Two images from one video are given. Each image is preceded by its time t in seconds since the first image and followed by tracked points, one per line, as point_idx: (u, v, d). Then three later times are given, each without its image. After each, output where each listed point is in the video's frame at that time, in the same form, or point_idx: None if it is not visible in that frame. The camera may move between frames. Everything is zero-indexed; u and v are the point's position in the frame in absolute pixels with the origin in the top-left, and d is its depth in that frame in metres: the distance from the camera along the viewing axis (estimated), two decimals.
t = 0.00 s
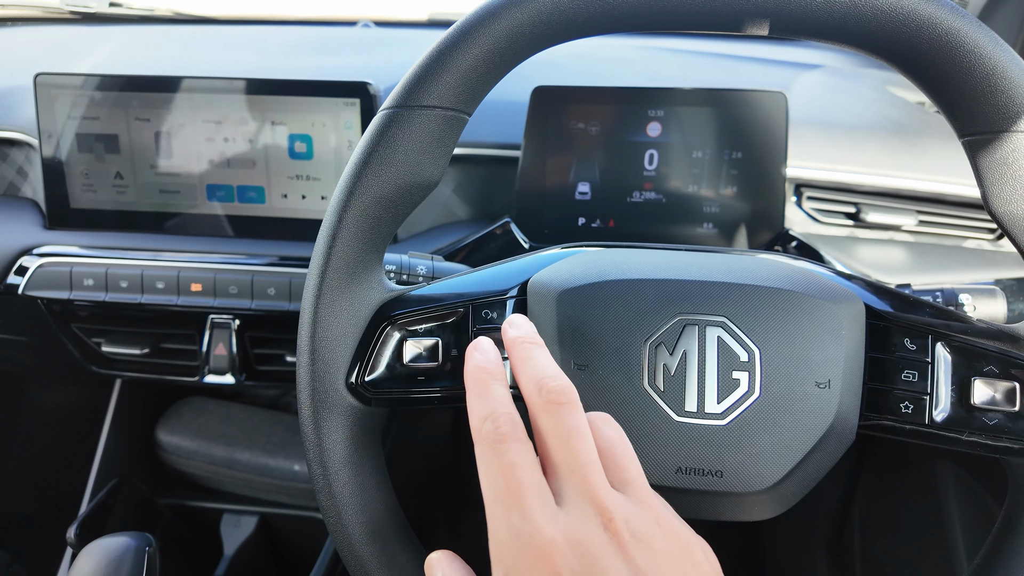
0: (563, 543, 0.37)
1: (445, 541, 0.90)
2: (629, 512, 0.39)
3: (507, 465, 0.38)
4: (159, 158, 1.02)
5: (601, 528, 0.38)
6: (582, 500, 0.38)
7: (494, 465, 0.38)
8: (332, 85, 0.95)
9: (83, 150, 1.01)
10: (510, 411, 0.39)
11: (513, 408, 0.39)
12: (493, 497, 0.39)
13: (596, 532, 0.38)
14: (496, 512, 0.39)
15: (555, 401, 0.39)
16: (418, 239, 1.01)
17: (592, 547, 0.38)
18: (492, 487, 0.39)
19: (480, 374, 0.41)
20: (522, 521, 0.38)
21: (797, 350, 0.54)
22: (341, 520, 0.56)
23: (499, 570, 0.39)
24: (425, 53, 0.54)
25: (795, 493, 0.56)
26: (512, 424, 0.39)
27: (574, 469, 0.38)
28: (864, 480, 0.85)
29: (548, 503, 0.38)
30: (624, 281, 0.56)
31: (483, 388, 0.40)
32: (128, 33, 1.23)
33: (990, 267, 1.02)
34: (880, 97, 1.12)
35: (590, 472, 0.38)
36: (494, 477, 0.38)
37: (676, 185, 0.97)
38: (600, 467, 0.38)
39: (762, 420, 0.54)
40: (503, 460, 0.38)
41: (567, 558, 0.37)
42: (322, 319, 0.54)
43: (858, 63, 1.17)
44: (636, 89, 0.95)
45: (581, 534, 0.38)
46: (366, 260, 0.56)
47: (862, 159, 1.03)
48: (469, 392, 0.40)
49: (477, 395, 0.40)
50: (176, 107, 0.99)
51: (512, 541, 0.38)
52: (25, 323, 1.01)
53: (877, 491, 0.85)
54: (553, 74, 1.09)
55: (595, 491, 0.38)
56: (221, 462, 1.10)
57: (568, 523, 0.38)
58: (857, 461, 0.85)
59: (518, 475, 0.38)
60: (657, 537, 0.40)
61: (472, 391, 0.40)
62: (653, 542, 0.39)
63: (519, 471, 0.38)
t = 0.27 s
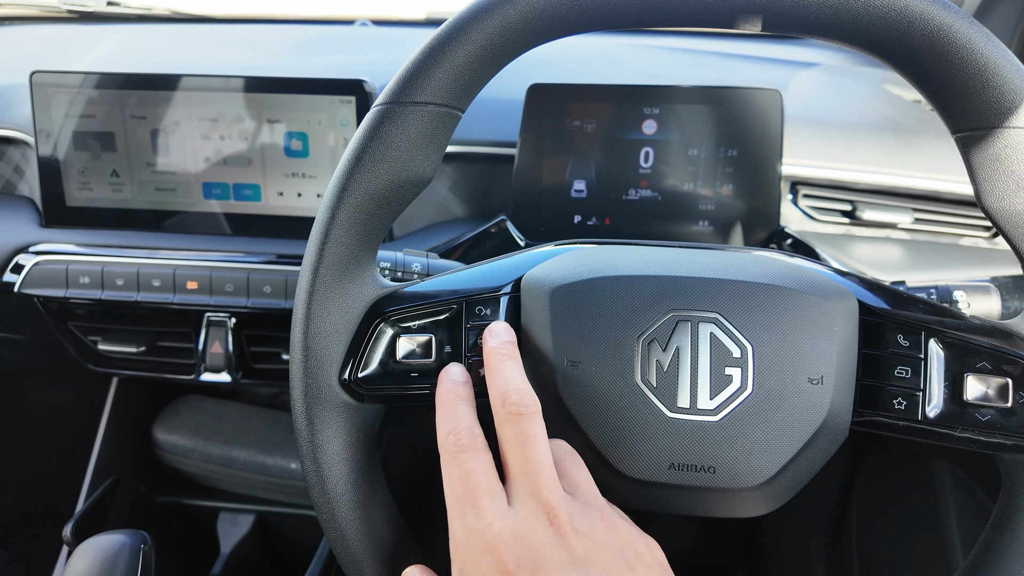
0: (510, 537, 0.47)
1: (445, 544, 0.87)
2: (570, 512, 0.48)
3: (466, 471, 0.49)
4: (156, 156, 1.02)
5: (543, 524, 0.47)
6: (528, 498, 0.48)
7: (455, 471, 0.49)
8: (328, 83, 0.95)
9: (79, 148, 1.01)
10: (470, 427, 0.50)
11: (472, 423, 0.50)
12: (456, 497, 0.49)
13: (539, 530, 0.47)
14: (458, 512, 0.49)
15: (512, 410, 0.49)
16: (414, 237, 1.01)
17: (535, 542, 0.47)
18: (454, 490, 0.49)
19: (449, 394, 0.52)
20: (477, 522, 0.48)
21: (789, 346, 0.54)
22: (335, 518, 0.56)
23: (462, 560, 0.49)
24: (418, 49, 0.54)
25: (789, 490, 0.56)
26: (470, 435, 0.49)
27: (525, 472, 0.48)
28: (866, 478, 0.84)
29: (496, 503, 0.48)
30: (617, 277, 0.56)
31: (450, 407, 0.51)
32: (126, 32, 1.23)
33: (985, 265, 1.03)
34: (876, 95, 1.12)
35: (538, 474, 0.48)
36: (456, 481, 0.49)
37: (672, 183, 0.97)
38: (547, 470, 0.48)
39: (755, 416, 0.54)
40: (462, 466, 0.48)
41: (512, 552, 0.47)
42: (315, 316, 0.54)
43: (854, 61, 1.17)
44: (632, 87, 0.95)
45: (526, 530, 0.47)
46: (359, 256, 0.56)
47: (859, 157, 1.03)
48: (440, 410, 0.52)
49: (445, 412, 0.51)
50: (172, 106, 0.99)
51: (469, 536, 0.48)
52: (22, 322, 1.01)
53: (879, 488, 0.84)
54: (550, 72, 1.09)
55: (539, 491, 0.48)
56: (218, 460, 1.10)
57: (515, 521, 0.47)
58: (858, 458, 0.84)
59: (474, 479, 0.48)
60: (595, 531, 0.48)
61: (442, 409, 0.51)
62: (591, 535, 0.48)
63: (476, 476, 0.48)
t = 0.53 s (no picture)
0: (512, 553, 0.47)
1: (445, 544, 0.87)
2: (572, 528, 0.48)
3: (466, 487, 0.48)
4: (155, 156, 1.02)
5: (546, 540, 0.47)
6: (529, 514, 0.48)
7: (454, 488, 0.49)
8: (328, 83, 0.94)
9: (78, 148, 1.01)
10: (467, 440, 0.49)
11: (469, 437, 0.49)
12: (456, 513, 0.49)
13: (541, 546, 0.47)
14: (458, 529, 0.49)
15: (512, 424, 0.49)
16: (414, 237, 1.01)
17: (537, 558, 0.47)
18: (454, 507, 0.49)
19: (442, 407, 0.51)
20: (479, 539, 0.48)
21: (791, 346, 0.54)
22: (336, 519, 0.56)
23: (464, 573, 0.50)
24: (417, 49, 0.53)
25: (790, 489, 0.56)
26: (468, 449, 0.49)
27: (526, 487, 0.48)
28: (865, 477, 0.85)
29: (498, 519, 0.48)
30: (618, 277, 0.56)
31: (444, 420, 0.51)
32: (125, 32, 1.23)
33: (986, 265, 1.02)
34: (876, 95, 1.12)
35: (540, 489, 0.48)
36: (455, 498, 0.49)
37: (672, 183, 0.97)
38: (548, 486, 0.48)
39: (757, 416, 0.53)
40: (462, 483, 0.48)
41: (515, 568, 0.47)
42: (315, 316, 0.54)
43: (854, 61, 1.17)
44: (632, 87, 0.95)
45: (529, 546, 0.47)
46: (359, 256, 0.55)
47: (860, 157, 1.03)
48: (434, 423, 0.51)
49: (440, 426, 0.51)
50: (172, 105, 0.99)
51: (472, 552, 0.48)
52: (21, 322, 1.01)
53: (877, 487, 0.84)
54: (550, 71, 1.09)
55: (540, 506, 0.48)
56: (218, 460, 1.10)
57: (519, 537, 0.47)
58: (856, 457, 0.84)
59: (475, 495, 0.48)
60: (596, 545, 0.49)
61: (436, 423, 0.50)
62: (593, 549, 0.49)
63: (476, 492, 0.48)
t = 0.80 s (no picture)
0: (558, 545, 0.37)
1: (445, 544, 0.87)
2: (628, 518, 0.38)
3: (508, 458, 0.37)
4: (156, 156, 1.02)
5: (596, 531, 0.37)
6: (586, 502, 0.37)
7: (492, 459, 0.37)
8: (328, 83, 0.94)
9: (78, 148, 1.01)
10: (511, 402, 0.38)
11: (516, 399, 0.38)
12: (492, 490, 0.37)
13: (591, 538, 0.37)
14: (492, 509, 0.38)
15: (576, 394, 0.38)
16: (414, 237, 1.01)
17: (592, 556, 0.37)
18: (490, 482, 0.38)
19: (480, 358, 0.40)
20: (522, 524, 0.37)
21: (792, 347, 0.54)
22: (336, 520, 0.56)
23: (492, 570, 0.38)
24: (419, 49, 0.53)
25: (791, 490, 0.56)
26: (515, 414, 0.38)
27: (585, 471, 0.38)
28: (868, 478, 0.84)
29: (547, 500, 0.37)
30: (619, 277, 0.56)
31: (484, 372, 0.40)
32: (125, 32, 1.23)
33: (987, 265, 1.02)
34: (877, 95, 1.12)
35: (599, 476, 0.38)
36: (493, 471, 0.37)
37: (673, 183, 0.97)
38: (608, 471, 0.38)
39: (758, 417, 0.53)
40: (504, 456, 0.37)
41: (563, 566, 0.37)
42: (315, 318, 0.54)
43: (855, 61, 1.17)
44: (633, 87, 0.95)
45: (582, 541, 0.37)
46: (359, 257, 0.55)
47: (861, 157, 1.03)
48: (471, 375, 0.40)
49: (479, 382, 0.40)
50: (172, 106, 0.99)
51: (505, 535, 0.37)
52: (21, 322, 1.01)
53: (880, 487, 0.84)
54: (550, 71, 1.09)
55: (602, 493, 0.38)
56: (218, 460, 1.10)
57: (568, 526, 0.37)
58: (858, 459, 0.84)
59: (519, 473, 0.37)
60: (650, 544, 0.39)
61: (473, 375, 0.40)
62: (648, 549, 0.39)
63: (522, 465, 0.37)
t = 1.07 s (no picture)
0: (529, 483, 0.43)
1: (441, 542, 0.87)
2: (593, 469, 0.45)
3: (485, 414, 0.46)
4: (152, 154, 1.02)
5: (565, 471, 0.44)
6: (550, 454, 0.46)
7: (474, 416, 0.46)
8: (324, 81, 0.94)
9: (74, 146, 1.01)
10: (491, 377, 0.49)
11: (494, 375, 0.49)
12: (473, 441, 0.46)
13: (559, 477, 0.44)
14: (474, 455, 0.46)
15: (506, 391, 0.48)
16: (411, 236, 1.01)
17: (554, 490, 0.43)
18: (472, 434, 0.46)
19: (469, 352, 0.51)
20: (494, 460, 0.44)
21: (784, 343, 0.54)
22: (329, 515, 0.56)
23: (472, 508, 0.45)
24: (411, 45, 0.53)
25: (784, 486, 0.56)
26: (491, 385, 0.48)
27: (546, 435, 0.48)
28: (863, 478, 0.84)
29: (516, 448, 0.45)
30: (611, 274, 0.56)
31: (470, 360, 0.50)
32: (121, 31, 1.23)
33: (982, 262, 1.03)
34: (872, 93, 1.12)
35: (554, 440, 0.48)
36: (474, 426, 0.46)
37: (669, 180, 0.97)
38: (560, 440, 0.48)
39: (750, 412, 0.53)
40: (483, 410, 0.46)
41: (527, 494, 0.43)
42: (308, 313, 0.54)
43: (850, 59, 1.17)
44: (628, 85, 0.95)
45: (549, 478, 0.44)
46: (352, 253, 0.56)
47: (857, 155, 1.03)
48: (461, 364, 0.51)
49: (465, 366, 0.50)
50: (168, 103, 0.99)
51: (483, 474, 0.44)
52: (17, 320, 1.01)
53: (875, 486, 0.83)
54: (546, 69, 1.09)
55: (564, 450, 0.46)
56: (215, 458, 1.10)
57: (538, 467, 0.44)
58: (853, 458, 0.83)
59: (495, 423, 0.46)
60: (617, 494, 0.45)
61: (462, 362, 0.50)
62: (614, 498, 0.44)
63: (496, 418, 0.46)
